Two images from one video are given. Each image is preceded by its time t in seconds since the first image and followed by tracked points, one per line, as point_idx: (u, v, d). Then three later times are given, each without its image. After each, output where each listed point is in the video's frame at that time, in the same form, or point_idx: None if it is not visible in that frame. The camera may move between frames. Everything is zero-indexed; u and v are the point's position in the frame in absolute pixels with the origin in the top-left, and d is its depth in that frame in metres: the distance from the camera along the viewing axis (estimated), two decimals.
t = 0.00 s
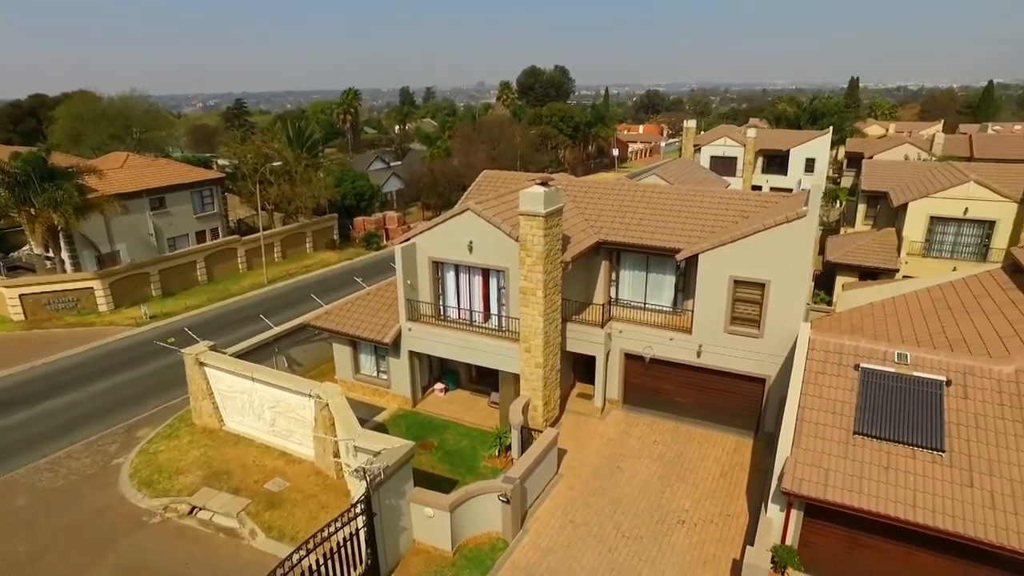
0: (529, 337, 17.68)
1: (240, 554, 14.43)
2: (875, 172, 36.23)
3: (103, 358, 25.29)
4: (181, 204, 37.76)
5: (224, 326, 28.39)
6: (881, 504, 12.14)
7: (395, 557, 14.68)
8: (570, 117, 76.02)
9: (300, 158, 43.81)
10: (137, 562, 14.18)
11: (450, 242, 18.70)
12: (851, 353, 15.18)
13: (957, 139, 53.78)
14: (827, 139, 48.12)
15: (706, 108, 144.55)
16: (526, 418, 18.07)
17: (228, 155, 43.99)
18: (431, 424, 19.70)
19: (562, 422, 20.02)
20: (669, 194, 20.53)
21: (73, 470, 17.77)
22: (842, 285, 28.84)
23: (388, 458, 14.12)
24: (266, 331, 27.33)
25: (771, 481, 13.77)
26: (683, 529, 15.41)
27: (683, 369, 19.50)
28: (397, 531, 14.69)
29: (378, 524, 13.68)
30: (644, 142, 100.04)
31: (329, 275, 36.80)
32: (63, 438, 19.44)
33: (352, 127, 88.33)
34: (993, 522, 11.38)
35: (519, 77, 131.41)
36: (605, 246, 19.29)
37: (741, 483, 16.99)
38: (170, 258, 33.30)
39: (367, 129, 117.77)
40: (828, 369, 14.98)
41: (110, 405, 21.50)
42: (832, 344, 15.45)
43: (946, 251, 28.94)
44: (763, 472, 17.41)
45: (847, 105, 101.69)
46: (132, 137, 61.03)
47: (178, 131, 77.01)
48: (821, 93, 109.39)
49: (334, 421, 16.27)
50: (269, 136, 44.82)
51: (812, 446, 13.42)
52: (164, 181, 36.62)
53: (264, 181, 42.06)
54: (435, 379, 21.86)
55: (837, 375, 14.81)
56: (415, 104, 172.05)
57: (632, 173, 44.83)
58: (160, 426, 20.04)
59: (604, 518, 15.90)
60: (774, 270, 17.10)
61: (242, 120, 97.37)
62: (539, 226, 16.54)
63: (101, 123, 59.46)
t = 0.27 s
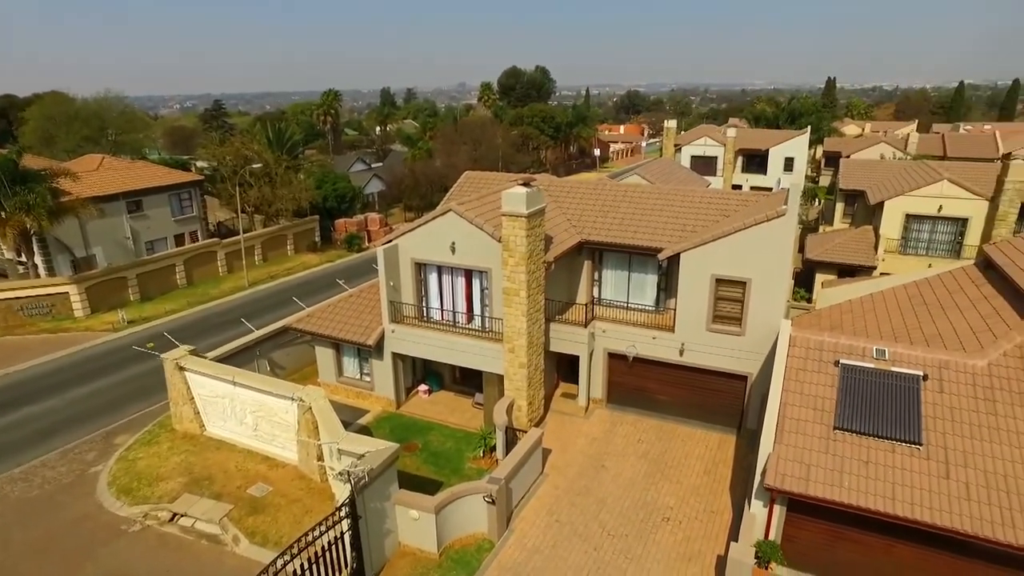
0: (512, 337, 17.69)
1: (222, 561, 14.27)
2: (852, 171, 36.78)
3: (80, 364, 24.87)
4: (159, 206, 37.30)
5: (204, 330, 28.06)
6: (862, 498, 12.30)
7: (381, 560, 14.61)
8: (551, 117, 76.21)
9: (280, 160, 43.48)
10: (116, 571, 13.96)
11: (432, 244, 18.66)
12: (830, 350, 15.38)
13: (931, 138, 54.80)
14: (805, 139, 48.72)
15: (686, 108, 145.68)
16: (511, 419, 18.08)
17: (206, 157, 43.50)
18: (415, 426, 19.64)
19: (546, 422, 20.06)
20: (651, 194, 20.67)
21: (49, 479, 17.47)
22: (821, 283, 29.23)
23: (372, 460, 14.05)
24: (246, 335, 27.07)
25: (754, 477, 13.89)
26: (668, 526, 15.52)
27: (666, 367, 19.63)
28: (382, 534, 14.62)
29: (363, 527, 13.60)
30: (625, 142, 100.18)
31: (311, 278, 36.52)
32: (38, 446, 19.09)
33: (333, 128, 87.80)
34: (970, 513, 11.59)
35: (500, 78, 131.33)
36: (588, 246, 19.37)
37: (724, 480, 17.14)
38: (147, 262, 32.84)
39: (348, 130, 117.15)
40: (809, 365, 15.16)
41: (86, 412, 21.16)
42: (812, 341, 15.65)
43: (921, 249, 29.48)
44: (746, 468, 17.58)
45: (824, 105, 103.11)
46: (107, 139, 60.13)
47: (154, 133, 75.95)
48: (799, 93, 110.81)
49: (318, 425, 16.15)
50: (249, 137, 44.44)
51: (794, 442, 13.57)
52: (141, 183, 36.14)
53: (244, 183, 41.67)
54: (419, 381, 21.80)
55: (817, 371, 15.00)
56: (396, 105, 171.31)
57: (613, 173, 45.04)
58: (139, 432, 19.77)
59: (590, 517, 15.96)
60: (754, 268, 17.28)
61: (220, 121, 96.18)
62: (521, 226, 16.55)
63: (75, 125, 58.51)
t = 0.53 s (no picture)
0: (496, 338, 17.68)
1: (205, 568, 14.08)
2: (829, 170, 37.28)
3: (56, 371, 24.42)
4: (136, 209, 36.79)
5: (184, 334, 27.72)
6: (844, 492, 12.45)
7: (367, 564, 14.52)
8: (532, 118, 76.37)
9: (260, 162, 43.10)
10: None
11: (415, 245, 18.59)
12: (811, 346, 15.56)
13: (905, 137, 55.77)
14: (784, 139, 49.30)
15: (667, 108, 146.80)
16: (495, 419, 18.06)
17: (184, 159, 42.96)
18: (400, 428, 19.55)
19: (531, 422, 20.08)
20: (633, 194, 20.79)
21: (25, 488, 17.14)
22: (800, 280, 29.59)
23: (357, 463, 13.97)
24: (226, 339, 26.79)
25: (738, 474, 14.01)
26: (653, 524, 15.61)
27: (649, 366, 19.75)
28: (368, 537, 14.54)
29: (348, 531, 13.50)
30: (605, 142, 101.24)
31: (293, 281, 36.21)
32: (13, 455, 18.72)
33: (312, 130, 87.24)
34: (949, 505, 11.78)
35: (480, 79, 131.25)
36: (571, 246, 19.43)
37: (708, 477, 17.29)
38: (125, 265, 32.35)
39: (328, 131, 116.50)
40: (790, 362, 15.32)
41: (62, 419, 20.79)
42: (793, 338, 15.81)
43: (898, 247, 29.96)
44: (729, 465, 17.73)
45: (802, 105, 104.44)
46: (82, 141, 59.20)
47: (130, 135, 74.77)
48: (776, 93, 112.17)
49: (301, 428, 16.02)
50: (228, 139, 44.03)
51: (776, 438, 13.70)
52: (117, 186, 35.62)
53: (223, 186, 41.25)
54: (403, 383, 21.71)
55: (798, 368, 15.16)
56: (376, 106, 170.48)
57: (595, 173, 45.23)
58: (117, 439, 19.47)
59: (575, 516, 16.01)
60: (735, 266, 17.45)
61: (197, 122, 94.91)
62: (504, 226, 16.55)
63: (48, 127, 57.52)
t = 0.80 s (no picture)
0: (479, 339, 17.65)
1: None
2: (808, 169, 37.72)
3: (30, 378, 23.97)
4: (112, 212, 36.27)
5: (163, 339, 27.37)
6: (826, 487, 12.59)
7: (352, 567, 14.41)
8: (514, 118, 76.40)
9: (239, 163, 42.69)
10: None
11: (397, 246, 18.51)
12: (791, 344, 15.73)
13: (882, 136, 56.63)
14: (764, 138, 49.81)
15: (649, 108, 147.73)
16: (479, 420, 18.01)
17: (162, 161, 42.41)
18: (383, 431, 19.44)
19: (515, 422, 20.08)
20: (615, 194, 20.88)
21: None
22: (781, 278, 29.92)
23: (340, 467, 13.85)
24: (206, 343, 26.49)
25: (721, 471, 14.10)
26: (638, 522, 15.68)
27: (632, 365, 19.83)
28: (352, 541, 14.43)
29: (332, 535, 13.39)
30: (588, 142, 101.76)
31: (274, 283, 35.86)
32: None
33: (293, 131, 86.60)
34: (928, 497, 11.96)
35: (462, 79, 131.04)
36: (553, 246, 19.47)
37: (691, 475, 17.39)
38: (101, 269, 31.85)
39: (308, 132, 115.76)
40: (772, 359, 15.45)
41: (37, 427, 20.42)
42: (774, 335, 15.96)
43: (875, 244, 30.39)
44: (712, 463, 17.86)
45: (781, 105, 105.60)
46: (55, 143, 58.26)
47: (105, 136, 73.67)
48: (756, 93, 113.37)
49: (283, 432, 15.86)
50: (207, 140, 43.60)
51: (759, 435, 13.82)
52: (93, 189, 35.09)
53: (202, 188, 40.80)
54: (386, 385, 21.60)
55: (780, 365, 15.30)
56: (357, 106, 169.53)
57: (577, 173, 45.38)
58: (94, 447, 19.16)
59: (560, 516, 16.03)
60: (716, 265, 17.60)
61: (175, 123, 93.67)
62: (486, 227, 16.53)
63: (20, 128, 56.51)
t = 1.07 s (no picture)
0: (462, 340, 17.60)
1: None
2: (786, 168, 38.13)
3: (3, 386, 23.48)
4: (87, 215, 35.71)
5: (140, 344, 26.96)
6: (808, 483, 12.71)
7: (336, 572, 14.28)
8: (495, 119, 76.36)
9: (218, 165, 42.23)
10: None
11: (379, 248, 18.40)
12: (773, 341, 15.87)
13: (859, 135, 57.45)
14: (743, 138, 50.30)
15: (630, 108, 148.53)
16: (463, 422, 17.96)
17: (138, 163, 41.81)
18: (367, 434, 19.31)
19: (499, 423, 20.05)
20: (597, 194, 20.94)
21: None
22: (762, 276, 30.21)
23: (323, 471, 13.73)
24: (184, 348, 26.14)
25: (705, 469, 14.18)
26: (623, 521, 15.72)
27: (615, 365, 19.89)
28: (336, 545, 14.30)
29: (316, 540, 13.25)
30: (569, 143, 102.10)
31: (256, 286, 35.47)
32: None
33: (272, 132, 85.88)
34: (907, 491, 12.13)
35: (443, 80, 130.66)
36: (536, 246, 19.48)
37: (675, 473, 17.48)
38: (76, 274, 31.30)
39: (288, 134, 114.87)
40: (753, 357, 15.57)
41: (10, 436, 20.01)
42: (756, 333, 16.09)
43: (854, 242, 30.79)
44: (696, 460, 17.97)
45: (760, 104, 106.52)
46: (27, 146, 57.24)
47: (80, 139, 72.58)
48: (735, 93, 114.47)
49: (265, 437, 15.69)
50: (184, 142, 43.07)
51: (742, 432, 13.91)
52: (67, 192, 34.51)
53: (180, 190, 40.29)
54: (369, 388, 21.47)
55: (761, 362, 15.42)
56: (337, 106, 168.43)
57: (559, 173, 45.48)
58: (69, 455, 18.82)
59: (546, 516, 16.03)
60: (697, 264, 17.72)
61: (151, 124, 92.29)
62: (468, 228, 16.49)
63: None
